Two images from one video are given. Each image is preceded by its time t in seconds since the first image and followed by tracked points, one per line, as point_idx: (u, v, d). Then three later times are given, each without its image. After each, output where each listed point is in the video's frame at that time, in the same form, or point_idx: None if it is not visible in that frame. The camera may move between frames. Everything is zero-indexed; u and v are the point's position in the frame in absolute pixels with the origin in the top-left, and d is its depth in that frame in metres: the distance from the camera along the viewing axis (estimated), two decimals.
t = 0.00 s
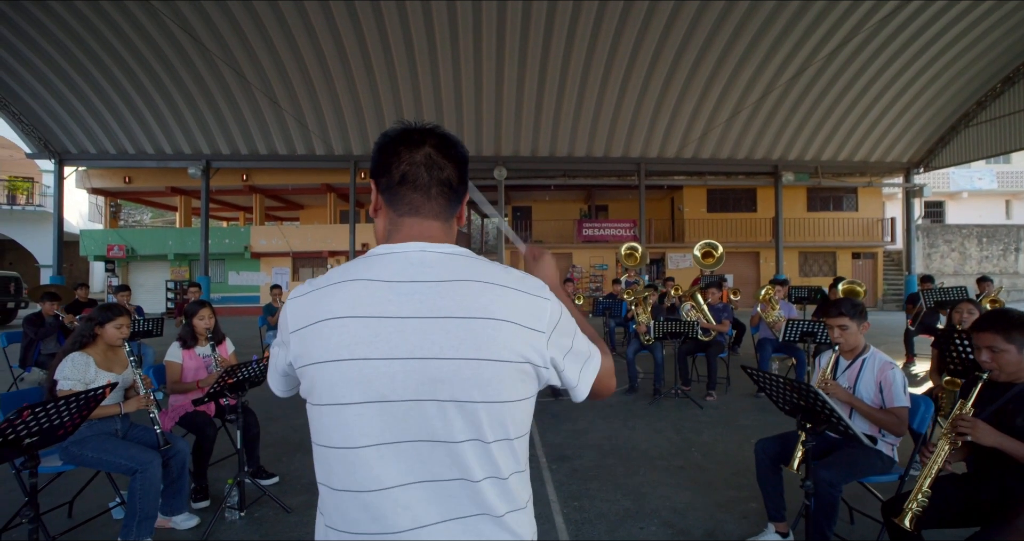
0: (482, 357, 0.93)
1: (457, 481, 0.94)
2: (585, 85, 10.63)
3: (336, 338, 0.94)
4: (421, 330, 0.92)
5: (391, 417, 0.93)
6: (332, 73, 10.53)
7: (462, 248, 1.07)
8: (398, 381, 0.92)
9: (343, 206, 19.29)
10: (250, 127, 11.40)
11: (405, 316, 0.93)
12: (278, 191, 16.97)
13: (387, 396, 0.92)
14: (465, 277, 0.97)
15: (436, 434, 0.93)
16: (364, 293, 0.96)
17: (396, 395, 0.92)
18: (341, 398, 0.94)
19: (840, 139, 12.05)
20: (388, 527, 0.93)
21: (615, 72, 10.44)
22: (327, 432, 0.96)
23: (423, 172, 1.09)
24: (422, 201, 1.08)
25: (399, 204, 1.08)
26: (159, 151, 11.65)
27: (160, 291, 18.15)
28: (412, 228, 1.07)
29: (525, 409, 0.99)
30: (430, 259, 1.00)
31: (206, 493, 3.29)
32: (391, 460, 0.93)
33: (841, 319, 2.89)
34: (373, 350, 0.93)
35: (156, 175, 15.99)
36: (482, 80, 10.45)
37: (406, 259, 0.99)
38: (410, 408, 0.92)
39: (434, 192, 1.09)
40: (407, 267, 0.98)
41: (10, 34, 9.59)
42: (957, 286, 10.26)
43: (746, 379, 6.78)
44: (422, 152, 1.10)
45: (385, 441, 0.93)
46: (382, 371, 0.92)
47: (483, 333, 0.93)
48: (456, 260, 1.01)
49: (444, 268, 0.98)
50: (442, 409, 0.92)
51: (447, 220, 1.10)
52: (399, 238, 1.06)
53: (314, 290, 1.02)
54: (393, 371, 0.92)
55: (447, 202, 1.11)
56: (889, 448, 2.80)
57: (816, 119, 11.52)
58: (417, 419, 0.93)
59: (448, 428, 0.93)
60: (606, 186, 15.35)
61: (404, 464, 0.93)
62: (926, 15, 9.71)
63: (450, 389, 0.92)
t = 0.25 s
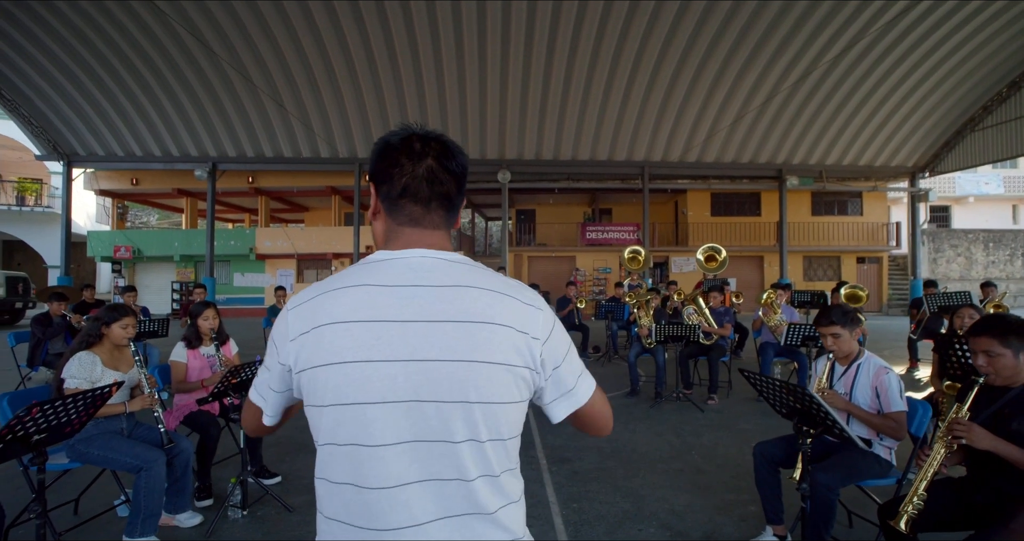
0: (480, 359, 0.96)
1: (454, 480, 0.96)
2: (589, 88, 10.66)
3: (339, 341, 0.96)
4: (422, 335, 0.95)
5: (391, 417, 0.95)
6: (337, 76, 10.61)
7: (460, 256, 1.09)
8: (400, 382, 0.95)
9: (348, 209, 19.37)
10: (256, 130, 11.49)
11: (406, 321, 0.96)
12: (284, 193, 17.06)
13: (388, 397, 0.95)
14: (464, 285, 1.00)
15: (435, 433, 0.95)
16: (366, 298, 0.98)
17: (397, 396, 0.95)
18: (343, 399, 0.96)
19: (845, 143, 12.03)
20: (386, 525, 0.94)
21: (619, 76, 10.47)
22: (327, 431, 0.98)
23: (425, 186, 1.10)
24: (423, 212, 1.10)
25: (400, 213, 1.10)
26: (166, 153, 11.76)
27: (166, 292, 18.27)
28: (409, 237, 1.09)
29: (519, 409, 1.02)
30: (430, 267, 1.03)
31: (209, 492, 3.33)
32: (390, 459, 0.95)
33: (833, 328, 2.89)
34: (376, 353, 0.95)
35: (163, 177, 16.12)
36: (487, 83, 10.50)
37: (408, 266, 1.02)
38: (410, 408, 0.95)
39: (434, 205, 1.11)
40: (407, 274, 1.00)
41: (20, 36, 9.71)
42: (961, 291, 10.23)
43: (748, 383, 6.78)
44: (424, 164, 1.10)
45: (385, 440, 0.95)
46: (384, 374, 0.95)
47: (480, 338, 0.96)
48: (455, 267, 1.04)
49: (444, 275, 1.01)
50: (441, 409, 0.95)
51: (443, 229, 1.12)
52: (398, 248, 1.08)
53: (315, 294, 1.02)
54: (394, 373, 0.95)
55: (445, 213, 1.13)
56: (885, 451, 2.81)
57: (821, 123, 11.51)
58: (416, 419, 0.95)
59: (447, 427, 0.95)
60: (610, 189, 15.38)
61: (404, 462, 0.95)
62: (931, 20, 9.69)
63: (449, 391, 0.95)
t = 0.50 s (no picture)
0: (492, 360, 0.99)
1: (468, 478, 0.97)
2: (591, 94, 10.71)
3: (355, 342, 0.95)
4: (439, 335, 0.97)
5: (410, 414, 0.95)
6: (340, 83, 10.69)
7: (465, 265, 1.13)
8: (418, 379, 0.95)
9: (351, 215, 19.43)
10: (261, 138, 11.59)
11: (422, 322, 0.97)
12: (287, 200, 17.14)
13: (408, 395, 0.95)
14: (474, 289, 1.03)
15: (452, 430, 0.96)
16: (382, 298, 0.98)
17: (415, 394, 0.95)
18: (360, 399, 0.94)
19: (847, 146, 12.02)
20: (404, 523, 0.93)
21: (620, 82, 10.51)
22: (341, 432, 0.96)
23: (431, 198, 1.14)
24: (429, 222, 1.13)
25: (407, 222, 1.12)
26: (171, 161, 11.85)
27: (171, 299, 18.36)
28: (418, 245, 1.11)
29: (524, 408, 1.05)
30: (440, 272, 1.05)
31: (214, 498, 3.34)
32: (408, 457, 0.94)
33: (824, 334, 2.91)
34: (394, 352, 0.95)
35: (168, 185, 16.23)
36: (489, 89, 10.56)
37: (418, 272, 1.03)
38: (427, 408, 0.95)
39: (440, 216, 1.14)
40: (420, 279, 1.02)
41: (28, 47, 9.81)
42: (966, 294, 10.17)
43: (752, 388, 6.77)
44: (431, 179, 1.14)
45: (403, 437, 0.94)
46: (402, 373, 0.95)
47: (492, 338, 0.99)
48: (463, 273, 1.07)
49: (455, 280, 1.04)
50: (458, 407, 0.96)
51: (449, 238, 1.15)
52: (405, 255, 1.09)
53: (325, 295, 1.01)
54: (413, 372, 0.95)
55: (449, 224, 1.16)
56: (888, 454, 2.81)
57: (823, 126, 11.52)
58: (432, 417, 0.95)
59: (462, 424, 0.96)
60: (613, 194, 15.41)
61: (422, 461, 0.95)
62: (931, 24, 9.70)
63: (465, 388, 0.97)
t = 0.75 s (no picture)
0: (505, 360, 1.05)
1: (493, 475, 1.02)
2: (588, 96, 10.72)
3: (380, 357, 0.96)
4: (459, 341, 1.01)
5: (441, 419, 0.98)
6: (338, 87, 10.69)
7: (465, 270, 1.16)
8: (442, 386, 0.98)
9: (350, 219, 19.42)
10: (259, 142, 11.59)
11: (443, 329, 1.00)
12: (286, 205, 17.13)
13: (437, 401, 0.98)
14: (482, 294, 1.08)
15: (478, 430, 1.01)
16: (400, 311, 0.99)
17: (443, 399, 0.99)
18: (390, 410, 0.96)
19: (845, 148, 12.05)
20: (438, 524, 0.97)
21: (617, 84, 10.54)
22: (370, 445, 0.97)
23: (431, 205, 1.15)
24: (429, 228, 1.14)
25: (407, 230, 1.14)
26: (169, 166, 11.84)
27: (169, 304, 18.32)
28: (418, 252, 1.13)
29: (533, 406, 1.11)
30: (448, 280, 1.09)
31: (216, 503, 3.34)
32: (441, 460, 0.98)
33: (814, 336, 2.92)
34: (421, 360, 0.97)
35: (166, 190, 16.22)
36: (487, 92, 10.58)
37: (428, 280, 1.06)
38: (453, 411, 0.99)
39: (438, 222, 1.16)
40: (432, 288, 1.04)
41: (28, 53, 9.83)
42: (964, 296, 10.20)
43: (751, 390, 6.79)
44: (429, 186, 1.16)
45: (433, 442, 0.98)
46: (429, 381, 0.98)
47: (504, 342, 1.05)
48: (468, 280, 1.11)
49: (465, 286, 1.08)
50: (482, 409, 1.01)
51: (447, 244, 1.17)
52: (408, 264, 1.11)
53: (339, 311, 1.01)
54: (437, 380, 0.98)
55: (447, 230, 1.18)
56: (889, 455, 2.81)
57: (820, 128, 11.54)
58: (458, 420, 1.00)
59: (485, 424, 1.02)
60: (612, 197, 15.45)
61: (453, 463, 0.99)
62: (926, 28, 9.77)
63: (486, 390, 1.02)
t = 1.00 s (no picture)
0: (512, 353, 1.04)
1: (497, 468, 1.03)
2: (588, 96, 10.77)
3: (384, 350, 0.98)
4: (461, 336, 1.01)
5: (442, 411, 0.99)
6: (338, 84, 10.70)
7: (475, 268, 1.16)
8: (447, 378, 0.99)
9: (347, 215, 19.39)
10: (257, 137, 11.57)
11: (447, 324, 1.00)
12: (283, 199, 17.08)
13: (439, 394, 0.99)
14: (489, 289, 1.08)
15: (479, 424, 1.01)
16: (406, 306, 1.01)
17: (444, 392, 0.99)
18: (396, 401, 0.98)
19: (841, 151, 12.12)
20: (442, 510, 0.99)
21: (617, 85, 10.58)
22: (377, 434, 0.99)
23: (437, 205, 1.17)
24: (437, 227, 1.16)
25: (416, 231, 1.15)
26: (166, 159, 11.81)
27: (165, 298, 18.26)
28: (429, 253, 1.14)
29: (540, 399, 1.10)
30: (457, 276, 1.09)
31: (217, 496, 3.36)
32: (441, 452, 0.99)
33: (808, 334, 2.95)
34: (423, 355, 0.98)
35: (162, 183, 16.16)
36: (487, 90, 10.60)
37: (436, 277, 1.07)
38: (457, 403, 1.00)
39: (446, 222, 1.17)
40: (438, 285, 1.05)
41: (25, 45, 9.78)
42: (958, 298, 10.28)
43: (747, 390, 6.84)
44: (435, 187, 1.18)
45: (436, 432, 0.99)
46: (430, 376, 0.98)
47: (509, 336, 1.04)
48: (477, 277, 1.11)
49: (472, 283, 1.08)
50: (483, 403, 1.01)
51: (457, 244, 1.18)
52: (418, 264, 1.13)
53: (350, 308, 1.04)
54: (442, 372, 0.99)
55: (456, 229, 1.19)
56: (884, 452, 2.85)
57: (817, 130, 11.61)
58: (461, 412, 1.00)
59: (489, 417, 1.02)
60: (609, 197, 15.50)
61: (453, 455, 1.00)
62: (922, 33, 9.85)
63: (488, 383, 1.01)
